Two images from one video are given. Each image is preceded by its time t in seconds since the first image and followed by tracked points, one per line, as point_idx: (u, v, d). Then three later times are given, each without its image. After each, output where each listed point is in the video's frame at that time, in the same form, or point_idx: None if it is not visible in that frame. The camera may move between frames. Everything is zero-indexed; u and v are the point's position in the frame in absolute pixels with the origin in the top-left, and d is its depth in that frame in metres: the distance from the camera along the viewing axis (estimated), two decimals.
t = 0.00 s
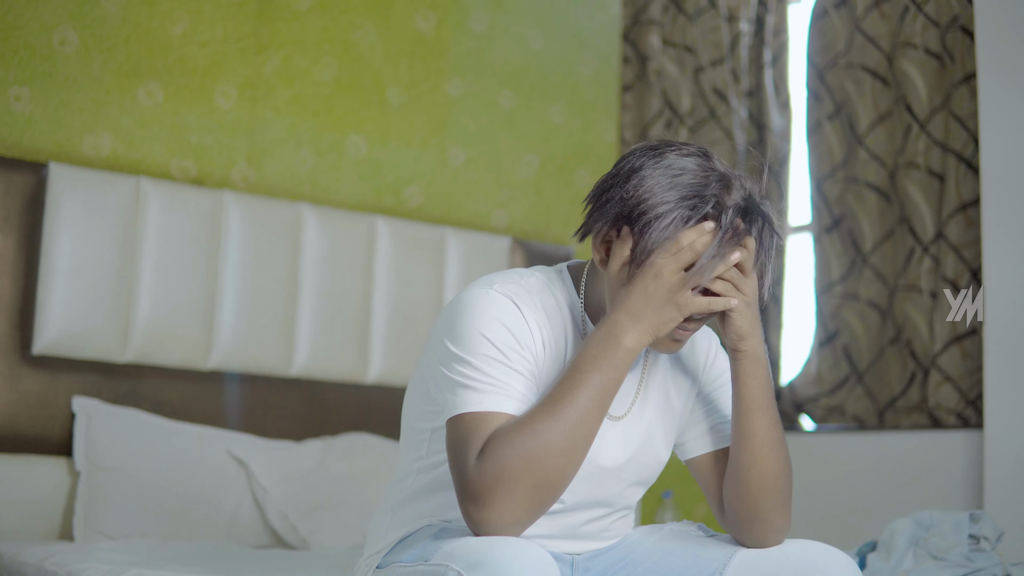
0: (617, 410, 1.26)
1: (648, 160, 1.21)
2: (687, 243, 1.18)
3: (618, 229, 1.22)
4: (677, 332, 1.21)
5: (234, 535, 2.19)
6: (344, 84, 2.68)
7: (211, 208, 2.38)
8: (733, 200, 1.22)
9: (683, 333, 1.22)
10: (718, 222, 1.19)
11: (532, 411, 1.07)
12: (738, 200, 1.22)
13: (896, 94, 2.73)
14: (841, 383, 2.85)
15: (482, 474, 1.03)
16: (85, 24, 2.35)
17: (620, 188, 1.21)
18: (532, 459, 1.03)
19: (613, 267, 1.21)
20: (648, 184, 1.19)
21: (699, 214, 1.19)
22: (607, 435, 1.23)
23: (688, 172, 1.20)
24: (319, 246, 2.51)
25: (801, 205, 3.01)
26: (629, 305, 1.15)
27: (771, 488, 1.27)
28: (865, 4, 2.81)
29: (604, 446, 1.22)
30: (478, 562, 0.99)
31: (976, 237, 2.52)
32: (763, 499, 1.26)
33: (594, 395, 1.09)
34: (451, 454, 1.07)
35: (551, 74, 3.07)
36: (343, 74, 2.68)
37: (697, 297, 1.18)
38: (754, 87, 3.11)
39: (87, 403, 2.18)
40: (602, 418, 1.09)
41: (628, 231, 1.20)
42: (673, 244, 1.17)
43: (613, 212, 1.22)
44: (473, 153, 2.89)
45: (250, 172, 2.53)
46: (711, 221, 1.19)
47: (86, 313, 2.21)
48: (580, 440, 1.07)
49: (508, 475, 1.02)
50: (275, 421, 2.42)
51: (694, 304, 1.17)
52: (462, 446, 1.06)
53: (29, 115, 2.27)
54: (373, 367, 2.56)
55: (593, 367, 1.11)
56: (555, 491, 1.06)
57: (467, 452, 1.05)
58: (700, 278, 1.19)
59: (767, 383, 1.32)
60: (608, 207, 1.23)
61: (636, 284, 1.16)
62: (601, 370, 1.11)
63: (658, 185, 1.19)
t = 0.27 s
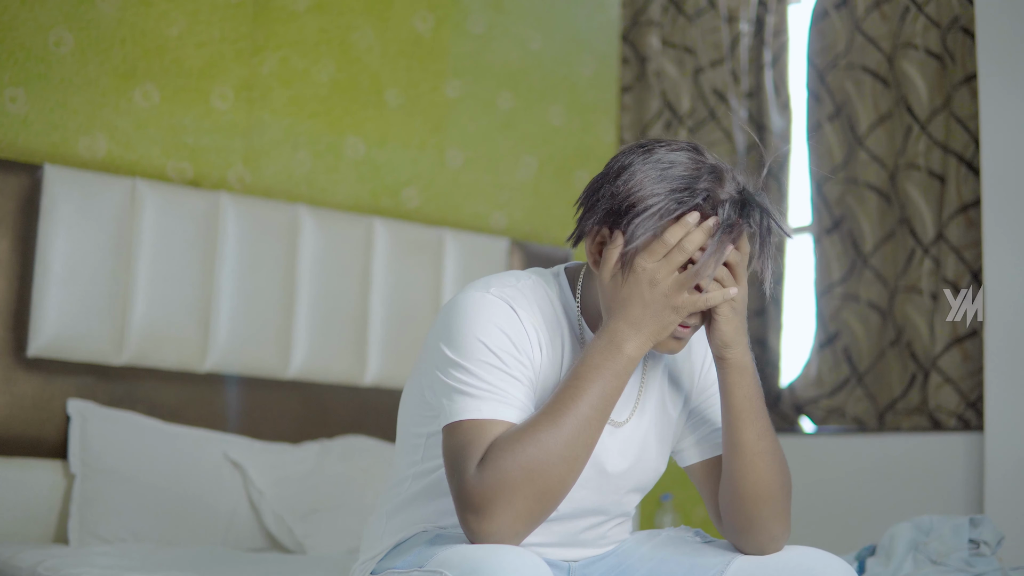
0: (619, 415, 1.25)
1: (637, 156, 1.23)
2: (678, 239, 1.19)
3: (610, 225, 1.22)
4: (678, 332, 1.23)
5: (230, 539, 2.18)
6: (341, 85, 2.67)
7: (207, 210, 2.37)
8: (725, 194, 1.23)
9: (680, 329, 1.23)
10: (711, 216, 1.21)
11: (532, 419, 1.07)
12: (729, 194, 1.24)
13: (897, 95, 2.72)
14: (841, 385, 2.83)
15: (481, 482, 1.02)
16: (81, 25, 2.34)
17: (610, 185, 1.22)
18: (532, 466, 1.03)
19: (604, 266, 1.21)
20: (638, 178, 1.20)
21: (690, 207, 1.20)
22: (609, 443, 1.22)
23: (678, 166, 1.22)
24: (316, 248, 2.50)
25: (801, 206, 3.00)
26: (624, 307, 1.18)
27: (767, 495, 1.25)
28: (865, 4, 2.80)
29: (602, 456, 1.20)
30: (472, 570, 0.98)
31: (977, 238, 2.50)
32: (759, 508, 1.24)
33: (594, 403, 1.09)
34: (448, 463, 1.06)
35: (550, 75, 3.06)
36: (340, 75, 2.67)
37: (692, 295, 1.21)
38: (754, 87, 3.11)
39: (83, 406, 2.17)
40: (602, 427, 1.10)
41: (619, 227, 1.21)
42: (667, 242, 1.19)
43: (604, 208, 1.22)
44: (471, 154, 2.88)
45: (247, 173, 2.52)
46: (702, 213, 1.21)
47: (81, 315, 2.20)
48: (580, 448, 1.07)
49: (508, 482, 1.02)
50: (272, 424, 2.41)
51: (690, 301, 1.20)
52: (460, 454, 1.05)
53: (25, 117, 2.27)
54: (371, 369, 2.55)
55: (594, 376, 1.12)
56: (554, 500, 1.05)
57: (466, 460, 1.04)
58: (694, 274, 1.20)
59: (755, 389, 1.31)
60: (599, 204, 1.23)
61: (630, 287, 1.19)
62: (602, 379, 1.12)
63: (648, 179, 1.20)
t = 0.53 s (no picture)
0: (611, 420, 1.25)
1: (621, 155, 1.22)
2: (667, 238, 1.18)
3: (597, 228, 1.21)
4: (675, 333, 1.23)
5: (227, 541, 2.17)
6: (338, 85, 2.66)
7: (204, 211, 2.36)
8: (712, 188, 1.21)
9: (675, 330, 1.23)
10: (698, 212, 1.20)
11: (527, 427, 1.06)
12: (717, 187, 1.22)
13: (897, 95, 2.71)
14: (841, 386, 2.82)
15: (475, 490, 1.01)
16: (78, 25, 2.33)
17: (595, 187, 1.22)
18: (526, 475, 1.02)
19: (595, 270, 1.21)
20: (623, 179, 1.19)
21: (676, 204, 1.19)
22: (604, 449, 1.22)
23: (662, 162, 1.20)
24: (314, 249, 2.49)
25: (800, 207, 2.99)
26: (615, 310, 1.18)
27: (760, 501, 1.25)
28: (865, 4, 2.79)
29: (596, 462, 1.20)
30: None
31: (978, 239, 2.49)
32: (753, 515, 1.24)
33: (590, 410, 1.09)
34: (441, 470, 1.05)
35: (549, 76, 3.05)
36: (338, 76, 2.66)
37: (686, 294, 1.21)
38: (753, 87, 3.10)
39: (79, 408, 2.16)
40: (597, 434, 1.09)
41: (607, 229, 1.20)
42: (655, 242, 1.18)
43: (591, 211, 1.22)
44: (469, 155, 2.87)
45: (244, 174, 2.51)
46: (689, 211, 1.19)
47: (77, 317, 2.19)
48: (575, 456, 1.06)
49: (502, 491, 1.01)
50: (269, 426, 2.40)
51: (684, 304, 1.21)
52: (454, 461, 1.04)
53: (21, 117, 2.26)
54: (369, 371, 2.54)
55: (590, 382, 1.11)
56: (547, 508, 1.04)
57: (460, 467, 1.03)
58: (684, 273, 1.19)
59: (743, 395, 1.31)
60: (586, 208, 1.23)
61: (622, 291, 1.18)
62: (598, 386, 1.11)
63: (633, 179, 1.19)
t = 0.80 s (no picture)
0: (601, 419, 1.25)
1: (598, 155, 1.21)
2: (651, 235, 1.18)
3: (580, 229, 1.21)
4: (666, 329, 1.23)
5: (224, 543, 2.17)
6: (337, 86, 2.66)
7: (202, 211, 2.35)
8: (692, 181, 1.21)
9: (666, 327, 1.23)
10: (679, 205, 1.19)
11: (518, 431, 1.06)
12: (697, 180, 1.21)
13: (897, 96, 2.70)
14: (841, 387, 2.81)
15: (466, 496, 1.01)
16: (75, 26, 2.33)
17: (575, 189, 1.21)
18: (518, 479, 1.01)
19: (581, 273, 1.21)
20: (602, 179, 1.19)
21: (658, 201, 1.19)
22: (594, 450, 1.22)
23: (640, 159, 1.20)
24: (311, 250, 2.48)
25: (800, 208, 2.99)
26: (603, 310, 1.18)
27: (751, 504, 1.25)
28: (865, 5, 2.78)
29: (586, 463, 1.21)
30: None
31: (977, 241, 2.49)
32: (744, 518, 1.23)
33: (581, 413, 1.08)
34: (432, 476, 1.05)
35: (548, 76, 3.04)
36: (336, 76, 2.66)
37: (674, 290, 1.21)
38: (753, 88, 3.10)
39: (76, 409, 2.16)
40: (589, 437, 1.09)
41: (589, 230, 1.20)
42: (640, 240, 1.18)
43: (572, 214, 1.21)
44: (467, 156, 2.87)
45: (242, 175, 2.51)
46: (671, 207, 1.19)
47: (74, 318, 2.18)
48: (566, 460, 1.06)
49: (493, 495, 1.01)
50: (266, 428, 2.40)
51: (674, 297, 1.20)
52: (444, 467, 1.04)
53: (18, 118, 2.26)
54: (367, 373, 2.53)
55: (581, 386, 1.11)
56: (538, 513, 1.04)
57: (451, 472, 1.03)
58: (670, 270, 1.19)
59: (732, 398, 1.30)
60: (567, 209, 1.22)
61: (610, 291, 1.19)
62: (590, 389, 1.11)
63: (613, 178, 1.19)
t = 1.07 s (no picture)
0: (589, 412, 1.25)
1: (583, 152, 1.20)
2: (641, 232, 1.18)
3: (567, 228, 1.20)
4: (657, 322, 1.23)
5: (220, 543, 2.15)
6: (334, 84, 2.65)
7: (198, 210, 2.34)
8: (677, 178, 1.21)
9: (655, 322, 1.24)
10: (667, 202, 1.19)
11: (506, 429, 1.05)
12: (682, 176, 1.21)
13: (896, 94, 2.69)
14: (840, 386, 2.80)
15: (454, 496, 1.00)
16: (70, 23, 2.33)
17: (560, 187, 1.20)
18: (506, 478, 1.00)
19: (568, 270, 1.20)
20: (589, 177, 1.18)
21: (647, 197, 1.19)
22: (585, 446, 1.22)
23: (626, 156, 1.20)
24: (308, 248, 2.47)
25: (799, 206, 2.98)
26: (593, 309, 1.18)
27: (743, 500, 1.24)
28: (865, 2, 2.77)
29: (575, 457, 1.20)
30: None
31: (977, 239, 2.47)
32: (737, 515, 1.23)
33: (569, 410, 1.08)
34: (419, 478, 1.04)
35: (546, 74, 3.03)
36: (333, 74, 2.65)
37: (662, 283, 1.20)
38: (753, 86, 3.09)
39: (72, 408, 2.16)
40: (577, 434, 1.08)
41: (577, 229, 1.19)
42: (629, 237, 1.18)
43: (559, 213, 1.20)
44: (465, 155, 2.86)
45: (239, 173, 2.50)
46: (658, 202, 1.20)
47: (70, 316, 2.17)
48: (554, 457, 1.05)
49: (482, 495, 1.00)
50: (263, 428, 2.40)
51: (662, 290, 1.19)
52: (432, 468, 1.03)
53: (13, 115, 2.25)
54: (364, 372, 2.52)
55: (569, 383, 1.10)
56: (528, 512, 1.03)
57: (438, 473, 1.02)
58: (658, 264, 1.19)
59: (725, 395, 1.30)
60: (553, 208, 1.21)
61: (599, 288, 1.18)
62: (577, 385, 1.10)
63: (600, 176, 1.18)
